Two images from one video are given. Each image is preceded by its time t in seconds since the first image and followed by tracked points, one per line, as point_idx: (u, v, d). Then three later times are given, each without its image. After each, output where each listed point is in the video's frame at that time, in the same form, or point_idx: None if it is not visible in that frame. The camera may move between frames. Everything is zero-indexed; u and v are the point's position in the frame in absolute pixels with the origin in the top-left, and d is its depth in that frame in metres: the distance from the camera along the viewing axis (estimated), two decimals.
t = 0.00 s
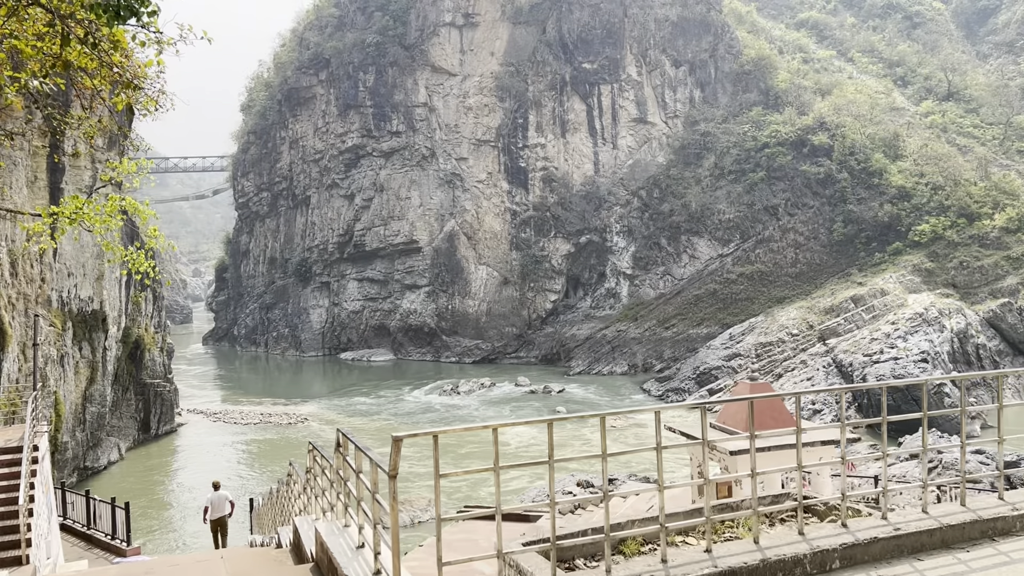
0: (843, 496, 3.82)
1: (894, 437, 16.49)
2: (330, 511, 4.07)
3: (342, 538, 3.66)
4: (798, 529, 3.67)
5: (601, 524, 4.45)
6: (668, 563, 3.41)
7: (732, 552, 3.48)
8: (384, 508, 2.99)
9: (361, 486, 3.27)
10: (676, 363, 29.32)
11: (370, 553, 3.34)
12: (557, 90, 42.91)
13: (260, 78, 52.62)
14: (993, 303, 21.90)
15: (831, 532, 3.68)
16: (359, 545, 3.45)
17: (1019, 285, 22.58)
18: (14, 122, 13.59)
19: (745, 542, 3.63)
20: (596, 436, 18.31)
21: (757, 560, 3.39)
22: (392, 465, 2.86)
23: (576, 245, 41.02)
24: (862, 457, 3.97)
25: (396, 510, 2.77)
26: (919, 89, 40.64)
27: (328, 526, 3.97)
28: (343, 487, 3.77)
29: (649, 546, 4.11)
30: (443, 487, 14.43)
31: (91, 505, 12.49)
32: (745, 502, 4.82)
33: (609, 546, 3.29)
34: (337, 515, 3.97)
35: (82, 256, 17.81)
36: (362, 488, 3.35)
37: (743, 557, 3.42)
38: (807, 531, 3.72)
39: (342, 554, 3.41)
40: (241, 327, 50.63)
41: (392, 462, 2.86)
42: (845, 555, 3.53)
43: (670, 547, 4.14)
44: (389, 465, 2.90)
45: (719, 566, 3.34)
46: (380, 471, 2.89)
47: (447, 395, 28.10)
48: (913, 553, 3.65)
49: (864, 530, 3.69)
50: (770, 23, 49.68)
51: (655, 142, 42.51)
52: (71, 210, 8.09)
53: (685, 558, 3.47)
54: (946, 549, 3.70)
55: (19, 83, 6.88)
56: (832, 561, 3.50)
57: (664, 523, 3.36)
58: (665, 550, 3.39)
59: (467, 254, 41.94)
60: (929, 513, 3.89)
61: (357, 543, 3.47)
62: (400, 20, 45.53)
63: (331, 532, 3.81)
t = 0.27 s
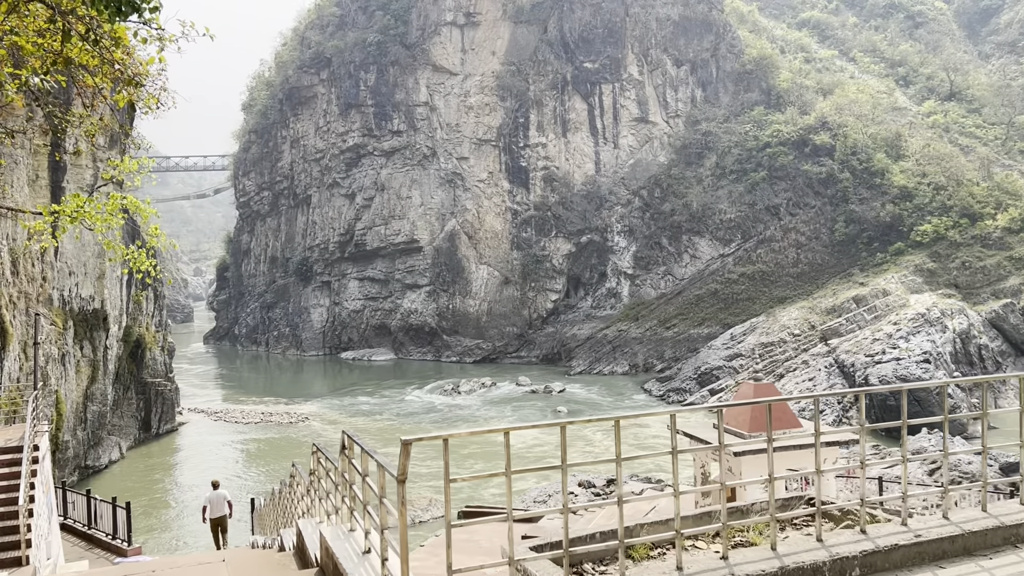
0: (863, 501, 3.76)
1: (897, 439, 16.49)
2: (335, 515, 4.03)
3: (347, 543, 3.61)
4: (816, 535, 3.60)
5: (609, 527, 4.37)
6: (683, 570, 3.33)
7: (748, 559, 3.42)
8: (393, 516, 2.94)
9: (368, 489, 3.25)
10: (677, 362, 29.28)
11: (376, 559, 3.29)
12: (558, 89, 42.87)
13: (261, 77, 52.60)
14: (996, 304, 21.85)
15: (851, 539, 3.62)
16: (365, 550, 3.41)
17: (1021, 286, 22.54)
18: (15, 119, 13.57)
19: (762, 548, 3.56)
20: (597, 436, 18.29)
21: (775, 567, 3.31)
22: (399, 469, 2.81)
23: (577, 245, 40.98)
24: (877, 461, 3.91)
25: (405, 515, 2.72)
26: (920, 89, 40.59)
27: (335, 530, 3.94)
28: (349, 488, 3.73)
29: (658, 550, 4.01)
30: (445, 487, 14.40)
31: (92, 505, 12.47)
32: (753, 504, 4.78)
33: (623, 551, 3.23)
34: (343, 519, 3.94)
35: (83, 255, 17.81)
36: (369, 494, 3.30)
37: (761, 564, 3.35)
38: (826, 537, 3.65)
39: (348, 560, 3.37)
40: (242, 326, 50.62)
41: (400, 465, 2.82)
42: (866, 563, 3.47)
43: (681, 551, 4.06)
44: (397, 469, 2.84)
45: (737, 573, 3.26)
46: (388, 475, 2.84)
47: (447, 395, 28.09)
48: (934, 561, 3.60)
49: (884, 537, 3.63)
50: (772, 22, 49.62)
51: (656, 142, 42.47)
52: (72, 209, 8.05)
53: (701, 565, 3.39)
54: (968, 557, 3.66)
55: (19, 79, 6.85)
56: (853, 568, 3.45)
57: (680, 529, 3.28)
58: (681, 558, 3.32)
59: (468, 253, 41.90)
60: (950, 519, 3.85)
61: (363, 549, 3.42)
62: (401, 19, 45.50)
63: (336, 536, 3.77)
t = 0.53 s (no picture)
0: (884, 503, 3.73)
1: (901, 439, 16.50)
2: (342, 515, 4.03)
3: (354, 543, 3.59)
4: (837, 538, 3.58)
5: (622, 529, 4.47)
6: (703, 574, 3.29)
7: (767, 562, 3.38)
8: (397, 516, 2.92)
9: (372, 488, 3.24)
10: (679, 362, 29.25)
11: (384, 559, 3.27)
12: (561, 88, 42.82)
13: (264, 75, 52.60)
14: (999, 304, 21.79)
15: (872, 542, 3.59)
16: (373, 550, 3.38)
17: None
18: (18, 115, 13.57)
19: (781, 551, 3.52)
20: (599, 436, 18.27)
21: (795, 570, 3.28)
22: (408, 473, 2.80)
23: (579, 244, 40.94)
24: (899, 462, 3.89)
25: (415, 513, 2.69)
26: (924, 89, 40.48)
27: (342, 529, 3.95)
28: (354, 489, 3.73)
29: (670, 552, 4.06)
30: (447, 486, 14.41)
31: (93, 503, 12.49)
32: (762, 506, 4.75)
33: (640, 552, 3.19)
34: (348, 519, 3.94)
35: (85, 252, 17.84)
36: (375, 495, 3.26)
37: (780, 568, 3.31)
38: (846, 540, 3.63)
39: (355, 560, 3.35)
40: (244, 324, 50.66)
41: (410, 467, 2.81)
42: (888, 566, 3.44)
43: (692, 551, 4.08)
44: (407, 467, 2.83)
45: None
46: (397, 474, 2.81)
47: (449, 393, 28.13)
48: (957, 564, 3.58)
49: (906, 540, 3.61)
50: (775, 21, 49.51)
51: (659, 141, 42.41)
52: (75, 205, 8.07)
53: (719, 568, 3.35)
54: (992, 560, 3.63)
55: (21, 76, 6.88)
56: (874, 571, 3.41)
57: (698, 531, 3.23)
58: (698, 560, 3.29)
59: (470, 252, 41.88)
60: (972, 522, 3.83)
61: (370, 549, 3.40)
62: (404, 17, 45.48)
63: (343, 535, 3.75)
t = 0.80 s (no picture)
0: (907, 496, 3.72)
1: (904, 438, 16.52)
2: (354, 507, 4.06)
3: (366, 535, 3.59)
4: (860, 531, 3.55)
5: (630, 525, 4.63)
6: (725, 567, 3.25)
7: (790, 556, 3.34)
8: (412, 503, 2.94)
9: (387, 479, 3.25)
10: (682, 361, 29.25)
11: (398, 552, 3.26)
12: (565, 86, 42.81)
13: (268, 73, 52.67)
14: (1003, 304, 21.77)
15: (895, 535, 3.56)
16: (387, 543, 3.38)
17: None
18: (23, 109, 13.63)
19: (803, 543, 3.49)
20: (602, 435, 18.30)
21: (820, 564, 3.24)
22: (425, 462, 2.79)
23: (582, 242, 40.97)
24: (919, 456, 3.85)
25: (432, 504, 2.69)
26: (928, 88, 40.44)
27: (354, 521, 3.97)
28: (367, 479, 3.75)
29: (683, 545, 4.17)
30: (451, 483, 14.48)
31: (98, 498, 12.58)
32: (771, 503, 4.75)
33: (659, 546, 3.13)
34: (360, 512, 3.96)
35: (89, 248, 17.93)
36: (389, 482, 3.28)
37: (804, 561, 3.26)
38: (869, 533, 3.60)
39: (368, 552, 3.34)
40: (247, 321, 50.78)
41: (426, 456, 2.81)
42: (913, 559, 3.41)
43: (705, 547, 4.12)
44: (424, 456, 2.82)
45: (779, 569, 3.19)
46: (413, 462, 2.81)
47: (452, 391, 28.25)
48: (983, 557, 3.56)
49: (930, 533, 3.58)
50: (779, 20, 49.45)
51: (663, 140, 42.41)
52: (80, 199, 8.12)
53: (740, 561, 3.32)
54: (1016, 554, 3.62)
55: (25, 68, 6.93)
56: (899, 565, 3.38)
57: (720, 524, 3.18)
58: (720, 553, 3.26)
59: (473, 250, 41.93)
60: (996, 516, 3.82)
61: (383, 541, 3.40)
62: (409, 16, 45.53)
63: (354, 528, 3.75)
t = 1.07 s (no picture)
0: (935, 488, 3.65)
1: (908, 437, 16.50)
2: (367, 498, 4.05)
3: (382, 527, 3.56)
4: (889, 524, 3.47)
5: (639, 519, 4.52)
6: (751, 560, 3.16)
7: (817, 549, 3.26)
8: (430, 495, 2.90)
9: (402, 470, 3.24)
10: (685, 360, 29.21)
11: (414, 545, 3.23)
12: (568, 85, 42.75)
13: (271, 70, 52.64)
14: (1008, 304, 21.71)
15: (926, 528, 3.49)
16: (403, 535, 3.35)
17: None
18: (27, 102, 13.65)
19: (830, 536, 3.41)
20: (605, 433, 18.30)
21: (850, 557, 3.15)
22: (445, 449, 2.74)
23: (586, 241, 40.96)
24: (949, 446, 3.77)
25: (453, 493, 2.62)
26: (933, 88, 40.34)
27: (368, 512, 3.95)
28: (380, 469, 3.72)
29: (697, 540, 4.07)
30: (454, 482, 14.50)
31: (100, 494, 12.63)
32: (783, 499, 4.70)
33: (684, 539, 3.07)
34: (374, 504, 3.94)
35: (92, 245, 17.97)
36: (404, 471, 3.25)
37: (833, 554, 3.18)
38: (898, 527, 3.52)
39: (384, 544, 3.31)
40: (250, 319, 50.85)
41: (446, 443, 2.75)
42: (943, 554, 3.34)
43: (721, 542, 4.01)
44: (445, 443, 2.76)
45: (808, 562, 3.10)
46: (434, 449, 2.77)
47: (454, 389, 28.30)
48: (1012, 552, 3.50)
49: (960, 527, 3.51)
50: (783, 19, 49.30)
51: (667, 139, 42.36)
52: (83, 193, 8.13)
53: (768, 554, 3.22)
54: None
55: (29, 62, 6.94)
56: (930, 559, 3.31)
57: (747, 516, 3.11)
58: (747, 545, 3.16)
59: (476, 248, 41.91)
60: None
61: (400, 533, 3.38)
62: (412, 13, 45.51)
63: (369, 520, 3.72)
